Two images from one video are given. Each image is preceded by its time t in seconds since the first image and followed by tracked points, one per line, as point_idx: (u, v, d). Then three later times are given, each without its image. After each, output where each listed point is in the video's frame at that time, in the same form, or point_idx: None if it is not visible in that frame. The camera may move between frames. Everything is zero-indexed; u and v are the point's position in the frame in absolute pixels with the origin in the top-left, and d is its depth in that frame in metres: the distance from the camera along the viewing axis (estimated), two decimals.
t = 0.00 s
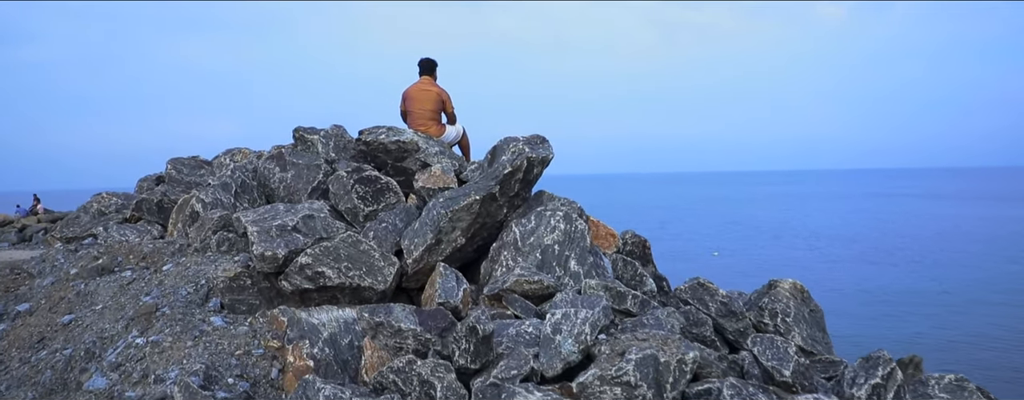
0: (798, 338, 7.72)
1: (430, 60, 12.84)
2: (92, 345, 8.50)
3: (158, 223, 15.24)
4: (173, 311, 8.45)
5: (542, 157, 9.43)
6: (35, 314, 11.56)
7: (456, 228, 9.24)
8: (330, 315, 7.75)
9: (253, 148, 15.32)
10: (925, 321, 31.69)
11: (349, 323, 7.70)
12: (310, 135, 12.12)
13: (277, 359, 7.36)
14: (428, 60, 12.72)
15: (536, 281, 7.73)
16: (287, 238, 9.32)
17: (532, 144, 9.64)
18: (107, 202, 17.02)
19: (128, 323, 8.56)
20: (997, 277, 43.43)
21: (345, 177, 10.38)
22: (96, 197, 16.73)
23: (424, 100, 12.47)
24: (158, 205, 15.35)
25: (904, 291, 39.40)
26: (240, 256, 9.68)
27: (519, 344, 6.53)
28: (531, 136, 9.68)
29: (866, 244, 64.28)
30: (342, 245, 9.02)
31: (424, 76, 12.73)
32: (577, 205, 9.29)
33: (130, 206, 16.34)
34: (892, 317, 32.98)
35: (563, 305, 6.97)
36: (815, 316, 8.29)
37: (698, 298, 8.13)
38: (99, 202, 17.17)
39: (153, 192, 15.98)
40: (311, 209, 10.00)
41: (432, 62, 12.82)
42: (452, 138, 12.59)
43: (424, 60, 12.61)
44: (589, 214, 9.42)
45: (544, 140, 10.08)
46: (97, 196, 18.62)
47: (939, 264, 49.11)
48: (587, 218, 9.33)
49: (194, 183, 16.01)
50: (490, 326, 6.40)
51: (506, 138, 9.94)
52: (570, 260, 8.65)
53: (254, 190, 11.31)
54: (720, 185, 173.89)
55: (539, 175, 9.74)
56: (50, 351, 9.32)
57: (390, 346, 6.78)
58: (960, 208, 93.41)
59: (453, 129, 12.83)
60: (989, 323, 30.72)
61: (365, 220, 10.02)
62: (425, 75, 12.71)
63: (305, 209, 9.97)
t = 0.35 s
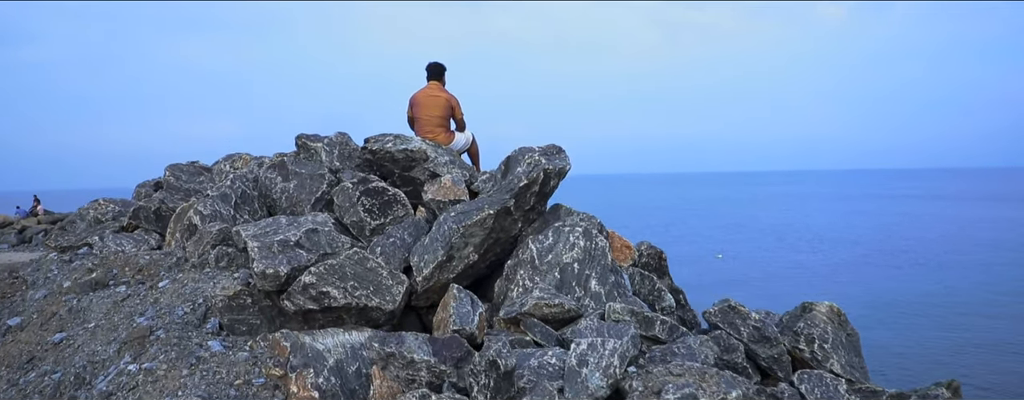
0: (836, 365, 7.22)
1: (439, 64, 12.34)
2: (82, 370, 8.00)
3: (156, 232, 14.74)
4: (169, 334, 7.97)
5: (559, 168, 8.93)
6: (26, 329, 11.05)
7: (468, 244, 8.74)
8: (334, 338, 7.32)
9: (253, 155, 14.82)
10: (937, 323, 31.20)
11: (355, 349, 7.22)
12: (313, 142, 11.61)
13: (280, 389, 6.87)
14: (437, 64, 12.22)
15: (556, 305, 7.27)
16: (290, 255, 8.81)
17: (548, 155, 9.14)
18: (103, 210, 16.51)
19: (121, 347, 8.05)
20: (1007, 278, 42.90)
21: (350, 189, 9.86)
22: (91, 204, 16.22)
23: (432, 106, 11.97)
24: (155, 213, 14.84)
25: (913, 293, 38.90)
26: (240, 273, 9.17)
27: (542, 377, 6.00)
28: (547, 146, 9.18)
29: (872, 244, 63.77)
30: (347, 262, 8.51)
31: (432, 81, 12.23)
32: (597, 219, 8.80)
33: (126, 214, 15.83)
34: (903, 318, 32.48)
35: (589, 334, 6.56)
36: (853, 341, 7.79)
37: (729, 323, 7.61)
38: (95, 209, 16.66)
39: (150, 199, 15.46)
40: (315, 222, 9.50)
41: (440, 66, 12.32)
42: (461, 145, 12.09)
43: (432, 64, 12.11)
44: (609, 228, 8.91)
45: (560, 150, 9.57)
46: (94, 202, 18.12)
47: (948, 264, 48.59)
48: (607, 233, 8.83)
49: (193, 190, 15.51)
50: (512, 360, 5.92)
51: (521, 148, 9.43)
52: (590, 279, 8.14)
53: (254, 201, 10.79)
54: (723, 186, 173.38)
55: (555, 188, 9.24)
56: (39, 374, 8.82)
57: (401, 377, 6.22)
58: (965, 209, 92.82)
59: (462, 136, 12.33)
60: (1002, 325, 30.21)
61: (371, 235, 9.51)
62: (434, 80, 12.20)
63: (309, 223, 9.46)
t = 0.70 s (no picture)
0: None
1: (448, 69, 11.82)
2: None
3: (153, 242, 14.24)
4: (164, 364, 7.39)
5: (579, 182, 8.40)
6: (16, 348, 10.53)
7: (483, 262, 8.22)
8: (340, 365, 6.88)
9: (254, 162, 14.31)
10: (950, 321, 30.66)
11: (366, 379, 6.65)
12: (316, 150, 11.08)
13: None
14: (445, 68, 11.70)
15: (581, 332, 6.80)
16: (293, 274, 8.29)
17: (567, 167, 8.62)
18: (100, 218, 16.00)
19: (112, 376, 7.53)
20: (1018, 278, 42.35)
21: (357, 201, 9.31)
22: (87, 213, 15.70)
23: (441, 113, 11.45)
24: (153, 223, 14.32)
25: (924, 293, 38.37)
26: (240, 292, 8.63)
27: None
28: (565, 158, 8.66)
29: (879, 244, 63.23)
30: (355, 283, 7.97)
31: (441, 87, 11.71)
32: (619, 235, 8.28)
33: (123, 223, 15.31)
34: (915, 319, 31.96)
35: (620, 367, 6.10)
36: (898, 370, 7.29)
37: (765, 350, 7.11)
38: (91, 218, 16.15)
39: (148, 208, 14.95)
40: (320, 238, 8.97)
41: (449, 71, 11.80)
42: (471, 153, 11.58)
43: (441, 69, 11.59)
44: (633, 244, 8.38)
45: (578, 160, 9.05)
46: (91, 209, 17.62)
47: (957, 264, 48.05)
48: (631, 250, 8.31)
49: (192, 198, 15.00)
50: None
51: (537, 159, 8.91)
52: (615, 301, 7.63)
53: (255, 213, 10.27)
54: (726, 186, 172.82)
55: (574, 201, 8.72)
56: None
57: None
58: (970, 208, 92.25)
59: (472, 144, 11.81)
60: (1016, 327, 29.68)
61: (379, 251, 8.99)
62: (443, 85, 11.69)
63: (313, 239, 8.93)
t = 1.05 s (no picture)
0: None
1: (455, 71, 11.29)
2: None
3: (148, 250, 13.70)
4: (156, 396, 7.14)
5: (599, 193, 7.87)
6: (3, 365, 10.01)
7: (497, 279, 7.69)
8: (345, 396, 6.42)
9: (254, 168, 13.78)
10: (961, 321, 30.12)
11: None
12: (318, 157, 10.52)
13: None
14: (453, 71, 11.17)
15: (607, 360, 6.27)
16: (294, 292, 7.76)
17: (586, 178, 8.08)
18: (93, 226, 15.44)
19: None
20: None
21: (361, 213, 8.77)
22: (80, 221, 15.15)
23: (449, 118, 10.92)
24: (148, 231, 13.76)
25: (933, 293, 37.81)
26: (238, 311, 8.11)
27: None
28: (583, 167, 8.13)
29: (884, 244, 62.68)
30: (360, 303, 7.44)
31: (448, 91, 11.18)
32: (642, 251, 7.75)
33: (118, 231, 14.77)
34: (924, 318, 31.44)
35: None
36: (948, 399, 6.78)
37: (805, 378, 6.63)
38: (85, 225, 15.60)
39: (143, 215, 14.40)
40: (322, 252, 8.43)
41: (457, 74, 11.26)
42: (480, 160, 11.05)
43: (449, 72, 11.07)
44: (657, 261, 7.85)
45: (597, 169, 8.52)
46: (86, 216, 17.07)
47: (964, 264, 47.47)
48: (655, 267, 7.78)
49: (189, 205, 14.47)
50: None
51: (554, 168, 8.37)
52: (639, 322, 7.10)
53: (254, 224, 9.74)
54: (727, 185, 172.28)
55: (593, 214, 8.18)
56: None
57: None
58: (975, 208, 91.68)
59: (482, 150, 11.28)
60: None
61: (385, 267, 8.45)
62: (451, 89, 11.16)
63: (314, 254, 8.38)
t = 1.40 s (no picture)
0: None
1: (463, 69, 10.69)
2: None
3: (141, 257, 13.09)
4: None
5: (621, 201, 7.26)
6: None
7: (511, 295, 7.10)
8: None
9: (250, 171, 13.16)
10: (971, 321, 29.55)
11: None
12: (317, 160, 9.89)
13: None
14: (461, 69, 10.57)
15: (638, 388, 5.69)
16: (292, 309, 7.16)
17: (607, 184, 7.48)
18: (83, 231, 14.84)
19: None
20: None
21: (364, 222, 8.16)
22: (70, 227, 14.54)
23: (456, 119, 10.33)
24: (139, 237, 13.15)
25: (941, 292, 37.25)
26: (231, 328, 7.52)
27: None
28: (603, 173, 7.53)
29: (889, 244, 62.14)
30: (364, 321, 6.86)
31: (455, 90, 10.58)
32: (669, 264, 7.15)
33: (109, 237, 14.16)
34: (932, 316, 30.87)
35: None
36: None
37: None
38: (74, 231, 15.00)
39: (135, 221, 13.79)
40: (322, 264, 7.82)
41: (465, 72, 10.66)
42: (488, 163, 10.46)
43: (456, 69, 10.47)
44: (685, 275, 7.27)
45: (618, 175, 7.91)
46: (77, 220, 16.48)
47: (971, 264, 46.90)
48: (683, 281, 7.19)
49: (182, 211, 13.88)
50: None
51: (572, 174, 7.77)
52: (669, 343, 6.50)
53: (249, 232, 9.15)
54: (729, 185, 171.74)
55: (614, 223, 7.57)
56: None
57: None
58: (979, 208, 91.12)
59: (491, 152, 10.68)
60: None
61: (390, 280, 7.86)
62: (458, 88, 10.57)
63: (314, 266, 7.77)
